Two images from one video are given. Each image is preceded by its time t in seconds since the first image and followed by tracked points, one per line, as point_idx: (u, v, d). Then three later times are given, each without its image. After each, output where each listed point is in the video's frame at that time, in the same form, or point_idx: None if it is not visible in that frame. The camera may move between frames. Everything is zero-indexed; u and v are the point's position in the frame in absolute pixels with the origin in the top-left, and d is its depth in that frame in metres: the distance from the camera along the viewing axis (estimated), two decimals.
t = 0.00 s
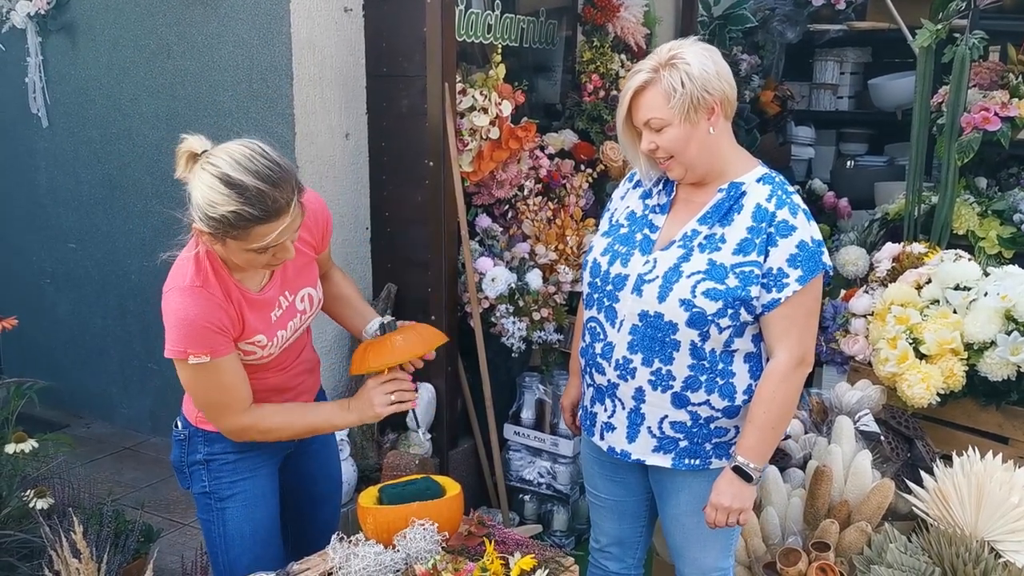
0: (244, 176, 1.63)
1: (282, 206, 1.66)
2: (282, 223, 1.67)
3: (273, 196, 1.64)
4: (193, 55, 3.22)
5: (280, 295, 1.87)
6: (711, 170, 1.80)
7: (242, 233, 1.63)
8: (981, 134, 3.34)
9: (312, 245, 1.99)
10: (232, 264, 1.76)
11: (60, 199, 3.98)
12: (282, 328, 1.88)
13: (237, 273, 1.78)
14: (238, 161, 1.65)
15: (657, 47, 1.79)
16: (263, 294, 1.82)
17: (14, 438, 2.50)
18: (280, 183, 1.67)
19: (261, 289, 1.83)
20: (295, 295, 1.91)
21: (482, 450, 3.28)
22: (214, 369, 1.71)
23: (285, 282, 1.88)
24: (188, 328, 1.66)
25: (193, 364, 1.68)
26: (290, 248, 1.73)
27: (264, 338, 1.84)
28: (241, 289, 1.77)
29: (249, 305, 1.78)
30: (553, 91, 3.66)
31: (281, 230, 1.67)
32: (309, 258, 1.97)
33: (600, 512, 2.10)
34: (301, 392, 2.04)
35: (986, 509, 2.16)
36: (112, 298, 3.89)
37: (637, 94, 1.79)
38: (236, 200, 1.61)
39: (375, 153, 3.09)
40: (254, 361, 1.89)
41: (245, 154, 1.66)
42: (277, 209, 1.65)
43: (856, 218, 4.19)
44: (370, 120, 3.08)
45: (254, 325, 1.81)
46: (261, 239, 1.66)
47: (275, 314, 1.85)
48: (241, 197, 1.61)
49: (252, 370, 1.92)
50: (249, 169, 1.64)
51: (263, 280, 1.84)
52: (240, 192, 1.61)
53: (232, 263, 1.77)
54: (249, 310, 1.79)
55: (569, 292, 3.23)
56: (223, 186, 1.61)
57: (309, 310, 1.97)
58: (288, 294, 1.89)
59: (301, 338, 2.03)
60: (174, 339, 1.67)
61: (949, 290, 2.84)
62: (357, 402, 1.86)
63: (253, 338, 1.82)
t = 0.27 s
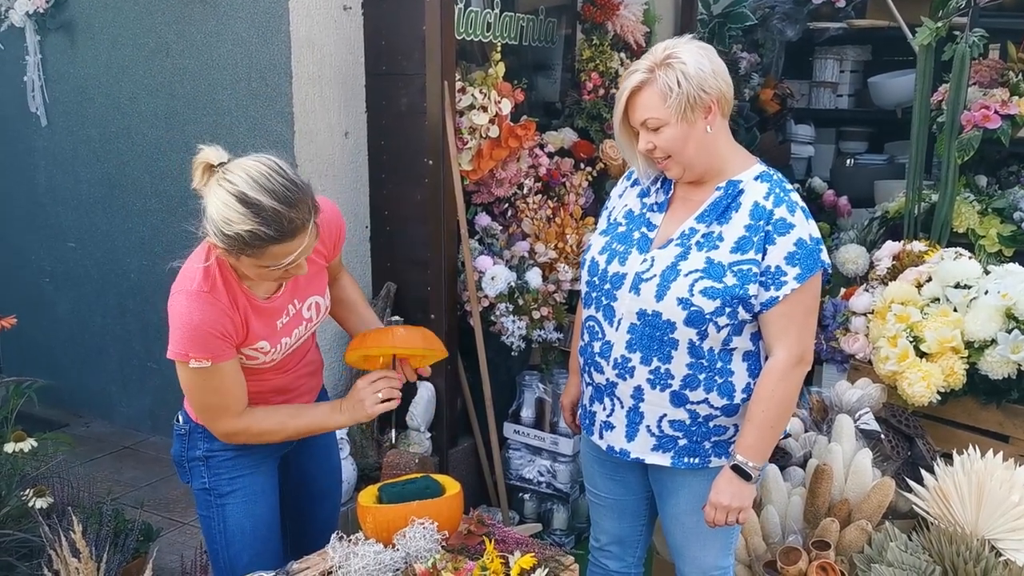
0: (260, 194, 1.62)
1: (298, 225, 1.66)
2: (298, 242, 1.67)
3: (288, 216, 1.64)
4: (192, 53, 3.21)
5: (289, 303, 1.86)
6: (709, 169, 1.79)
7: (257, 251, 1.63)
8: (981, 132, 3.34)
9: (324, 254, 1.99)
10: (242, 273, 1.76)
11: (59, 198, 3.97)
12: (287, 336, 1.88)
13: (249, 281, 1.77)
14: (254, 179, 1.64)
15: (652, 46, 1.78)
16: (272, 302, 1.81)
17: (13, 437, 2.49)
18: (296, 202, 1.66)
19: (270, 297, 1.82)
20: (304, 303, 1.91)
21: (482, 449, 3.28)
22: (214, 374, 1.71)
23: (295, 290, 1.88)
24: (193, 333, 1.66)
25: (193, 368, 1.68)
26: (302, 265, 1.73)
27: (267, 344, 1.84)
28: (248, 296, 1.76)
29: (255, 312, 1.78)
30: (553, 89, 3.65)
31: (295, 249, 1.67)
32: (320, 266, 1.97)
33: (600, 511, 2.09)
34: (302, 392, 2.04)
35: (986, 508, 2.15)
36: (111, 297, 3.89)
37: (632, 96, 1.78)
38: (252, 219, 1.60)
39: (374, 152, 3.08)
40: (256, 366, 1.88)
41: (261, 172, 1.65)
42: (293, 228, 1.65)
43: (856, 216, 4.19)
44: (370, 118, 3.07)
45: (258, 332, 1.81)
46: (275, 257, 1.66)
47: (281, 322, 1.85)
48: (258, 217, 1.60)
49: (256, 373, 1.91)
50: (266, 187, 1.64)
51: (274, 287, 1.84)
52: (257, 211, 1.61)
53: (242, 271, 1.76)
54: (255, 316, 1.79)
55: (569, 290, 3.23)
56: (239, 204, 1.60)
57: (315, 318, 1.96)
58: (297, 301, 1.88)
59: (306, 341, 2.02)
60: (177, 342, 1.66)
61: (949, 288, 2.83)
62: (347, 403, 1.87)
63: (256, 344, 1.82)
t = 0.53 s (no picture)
0: (255, 182, 1.61)
1: (298, 207, 1.66)
2: (298, 224, 1.67)
3: (287, 199, 1.64)
4: (191, 51, 3.20)
5: (290, 295, 1.86)
6: (707, 167, 1.79)
7: (260, 239, 1.62)
8: (980, 130, 3.34)
9: (322, 246, 2.00)
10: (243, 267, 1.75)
11: (58, 197, 3.96)
12: (289, 328, 1.88)
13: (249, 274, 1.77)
14: (247, 168, 1.63)
15: (649, 44, 1.78)
16: (273, 293, 1.81)
17: (12, 435, 2.49)
18: (291, 185, 1.66)
19: (270, 288, 1.82)
20: (305, 295, 1.91)
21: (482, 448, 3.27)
22: (223, 364, 1.71)
23: (295, 282, 1.88)
24: (197, 324, 1.65)
25: (204, 359, 1.68)
26: (306, 248, 1.73)
27: (271, 337, 1.84)
28: (250, 288, 1.76)
29: (258, 304, 1.78)
30: (552, 87, 3.65)
31: (296, 232, 1.67)
32: (321, 261, 1.97)
33: (600, 509, 2.09)
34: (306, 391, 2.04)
35: (986, 506, 2.15)
36: (110, 295, 3.88)
37: (629, 95, 1.78)
38: (252, 208, 1.60)
39: (373, 150, 3.08)
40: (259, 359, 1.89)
41: (253, 160, 1.65)
42: (293, 211, 1.65)
43: (856, 214, 4.18)
44: (369, 116, 3.07)
45: (261, 324, 1.81)
46: (280, 242, 1.65)
47: (283, 314, 1.85)
48: (257, 205, 1.60)
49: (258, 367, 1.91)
50: (260, 175, 1.63)
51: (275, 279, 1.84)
52: (254, 199, 1.60)
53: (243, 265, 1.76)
54: (258, 307, 1.79)
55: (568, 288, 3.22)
56: (236, 196, 1.60)
57: (317, 311, 1.96)
58: (298, 294, 1.89)
59: (308, 335, 2.03)
60: (183, 335, 1.66)
61: (949, 286, 2.82)
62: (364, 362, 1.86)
63: (260, 336, 1.82)
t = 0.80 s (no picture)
0: (258, 174, 1.61)
1: (298, 204, 1.65)
2: (297, 220, 1.66)
3: (287, 194, 1.63)
4: (190, 50, 3.20)
5: (289, 292, 1.86)
6: (706, 166, 1.79)
7: (257, 231, 1.62)
8: (980, 128, 3.33)
9: (323, 245, 2.00)
10: (243, 263, 1.75)
11: (57, 196, 3.96)
12: (287, 325, 1.88)
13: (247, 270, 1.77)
14: (252, 160, 1.64)
15: (649, 43, 1.78)
16: (271, 289, 1.81)
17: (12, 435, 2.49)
18: (294, 181, 1.66)
19: (270, 285, 1.82)
20: (304, 293, 1.91)
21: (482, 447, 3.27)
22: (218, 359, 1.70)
23: (295, 279, 1.88)
24: (194, 317, 1.65)
25: (198, 353, 1.67)
26: (304, 247, 1.72)
27: (268, 333, 1.84)
28: (248, 285, 1.76)
29: (256, 300, 1.78)
30: (552, 86, 3.64)
31: (296, 229, 1.67)
32: (321, 259, 1.97)
33: (599, 508, 2.09)
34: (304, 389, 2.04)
35: (986, 504, 2.15)
36: (110, 294, 3.88)
37: (628, 93, 1.78)
38: (251, 199, 1.60)
39: (373, 148, 3.07)
40: (257, 355, 1.89)
41: (259, 152, 1.65)
42: (292, 207, 1.64)
43: (856, 212, 4.19)
44: (368, 114, 3.06)
45: (258, 320, 1.80)
46: (276, 237, 1.65)
47: (282, 310, 1.85)
48: (256, 196, 1.60)
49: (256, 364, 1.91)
50: (264, 168, 1.63)
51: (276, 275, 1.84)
52: (255, 190, 1.60)
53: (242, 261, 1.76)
54: (255, 304, 1.78)
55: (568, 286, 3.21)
56: (237, 185, 1.60)
57: (316, 309, 1.96)
58: (297, 291, 1.88)
59: (307, 333, 2.02)
60: (179, 328, 1.66)
61: (949, 284, 2.82)
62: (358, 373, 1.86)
63: (257, 333, 1.82)
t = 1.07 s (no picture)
0: (270, 185, 1.61)
1: (307, 218, 1.64)
2: (305, 235, 1.65)
3: (298, 208, 1.62)
4: (190, 49, 3.20)
5: (293, 301, 1.86)
6: (707, 165, 1.78)
7: (264, 242, 1.61)
8: (981, 128, 3.29)
9: (331, 256, 1.99)
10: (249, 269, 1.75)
11: (57, 195, 3.96)
12: (287, 334, 1.88)
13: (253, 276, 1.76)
14: (267, 170, 1.63)
15: (649, 43, 1.78)
16: (276, 299, 1.80)
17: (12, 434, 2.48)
18: (306, 194, 1.65)
19: (275, 293, 1.81)
20: (307, 303, 1.90)
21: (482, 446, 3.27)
22: (210, 365, 1.70)
23: (301, 289, 1.87)
24: (193, 321, 1.65)
25: (191, 357, 1.67)
26: (310, 260, 1.71)
27: (267, 341, 1.83)
28: (253, 292, 1.75)
29: (258, 308, 1.77)
30: (553, 86, 3.64)
31: (302, 242, 1.66)
32: (328, 270, 1.96)
33: (599, 508, 2.09)
34: (300, 392, 2.05)
35: (987, 504, 2.15)
36: (110, 294, 3.88)
37: (629, 95, 1.78)
38: (261, 209, 1.59)
39: (373, 148, 3.06)
40: (255, 360, 1.88)
41: (275, 163, 1.64)
42: (301, 221, 1.63)
43: (857, 211, 4.19)
44: (368, 114, 3.05)
45: (258, 327, 1.80)
46: (282, 249, 1.64)
47: (284, 319, 1.84)
48: (266, 207, 1.59)
49: (254, 367, 1.91)
50: (277, 178, 1.62)
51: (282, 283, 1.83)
52: (265, 201, 1.59)
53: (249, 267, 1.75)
54: (257, 311, 1.78)
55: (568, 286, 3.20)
56: (248, 193, 1.59)
57: (317, 319, 1.96)
58: (301, 301, 1.88)
59: (309, 339, 2.02)
60: (177, 330, 1.65)
61: (950, 284, 2.82)
62: (345, 424, 1.85)
63: (256, 339, 1.81)
